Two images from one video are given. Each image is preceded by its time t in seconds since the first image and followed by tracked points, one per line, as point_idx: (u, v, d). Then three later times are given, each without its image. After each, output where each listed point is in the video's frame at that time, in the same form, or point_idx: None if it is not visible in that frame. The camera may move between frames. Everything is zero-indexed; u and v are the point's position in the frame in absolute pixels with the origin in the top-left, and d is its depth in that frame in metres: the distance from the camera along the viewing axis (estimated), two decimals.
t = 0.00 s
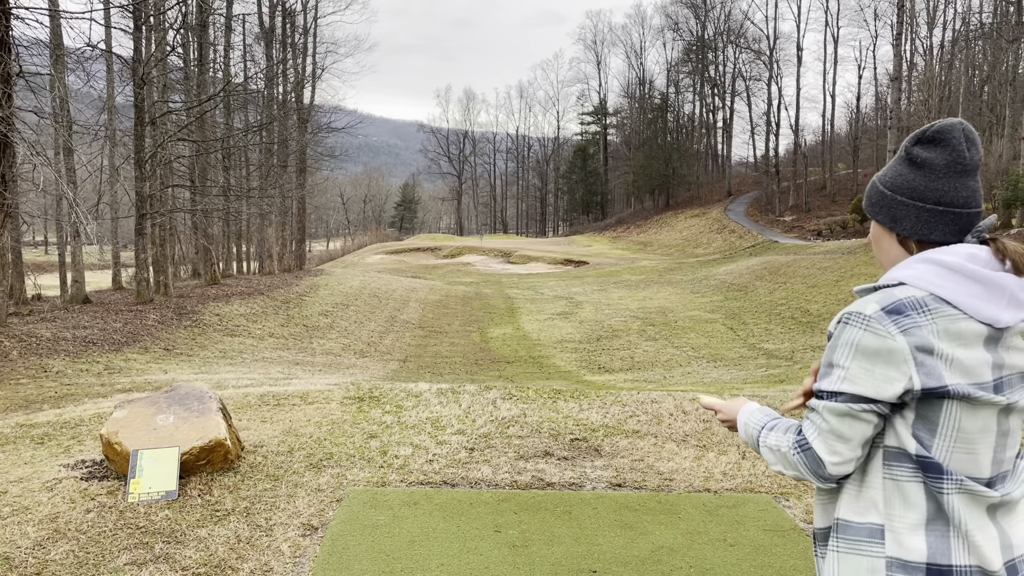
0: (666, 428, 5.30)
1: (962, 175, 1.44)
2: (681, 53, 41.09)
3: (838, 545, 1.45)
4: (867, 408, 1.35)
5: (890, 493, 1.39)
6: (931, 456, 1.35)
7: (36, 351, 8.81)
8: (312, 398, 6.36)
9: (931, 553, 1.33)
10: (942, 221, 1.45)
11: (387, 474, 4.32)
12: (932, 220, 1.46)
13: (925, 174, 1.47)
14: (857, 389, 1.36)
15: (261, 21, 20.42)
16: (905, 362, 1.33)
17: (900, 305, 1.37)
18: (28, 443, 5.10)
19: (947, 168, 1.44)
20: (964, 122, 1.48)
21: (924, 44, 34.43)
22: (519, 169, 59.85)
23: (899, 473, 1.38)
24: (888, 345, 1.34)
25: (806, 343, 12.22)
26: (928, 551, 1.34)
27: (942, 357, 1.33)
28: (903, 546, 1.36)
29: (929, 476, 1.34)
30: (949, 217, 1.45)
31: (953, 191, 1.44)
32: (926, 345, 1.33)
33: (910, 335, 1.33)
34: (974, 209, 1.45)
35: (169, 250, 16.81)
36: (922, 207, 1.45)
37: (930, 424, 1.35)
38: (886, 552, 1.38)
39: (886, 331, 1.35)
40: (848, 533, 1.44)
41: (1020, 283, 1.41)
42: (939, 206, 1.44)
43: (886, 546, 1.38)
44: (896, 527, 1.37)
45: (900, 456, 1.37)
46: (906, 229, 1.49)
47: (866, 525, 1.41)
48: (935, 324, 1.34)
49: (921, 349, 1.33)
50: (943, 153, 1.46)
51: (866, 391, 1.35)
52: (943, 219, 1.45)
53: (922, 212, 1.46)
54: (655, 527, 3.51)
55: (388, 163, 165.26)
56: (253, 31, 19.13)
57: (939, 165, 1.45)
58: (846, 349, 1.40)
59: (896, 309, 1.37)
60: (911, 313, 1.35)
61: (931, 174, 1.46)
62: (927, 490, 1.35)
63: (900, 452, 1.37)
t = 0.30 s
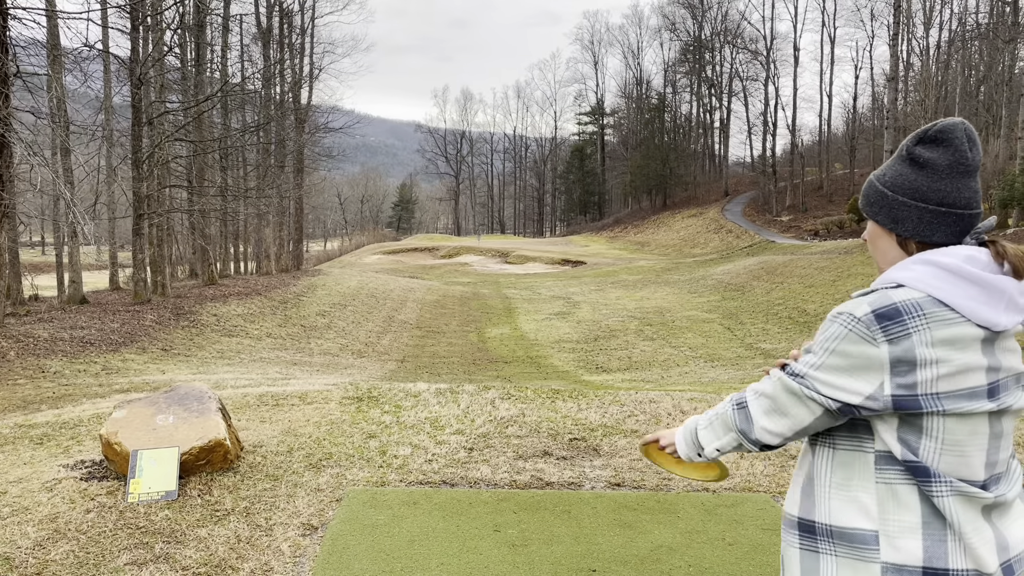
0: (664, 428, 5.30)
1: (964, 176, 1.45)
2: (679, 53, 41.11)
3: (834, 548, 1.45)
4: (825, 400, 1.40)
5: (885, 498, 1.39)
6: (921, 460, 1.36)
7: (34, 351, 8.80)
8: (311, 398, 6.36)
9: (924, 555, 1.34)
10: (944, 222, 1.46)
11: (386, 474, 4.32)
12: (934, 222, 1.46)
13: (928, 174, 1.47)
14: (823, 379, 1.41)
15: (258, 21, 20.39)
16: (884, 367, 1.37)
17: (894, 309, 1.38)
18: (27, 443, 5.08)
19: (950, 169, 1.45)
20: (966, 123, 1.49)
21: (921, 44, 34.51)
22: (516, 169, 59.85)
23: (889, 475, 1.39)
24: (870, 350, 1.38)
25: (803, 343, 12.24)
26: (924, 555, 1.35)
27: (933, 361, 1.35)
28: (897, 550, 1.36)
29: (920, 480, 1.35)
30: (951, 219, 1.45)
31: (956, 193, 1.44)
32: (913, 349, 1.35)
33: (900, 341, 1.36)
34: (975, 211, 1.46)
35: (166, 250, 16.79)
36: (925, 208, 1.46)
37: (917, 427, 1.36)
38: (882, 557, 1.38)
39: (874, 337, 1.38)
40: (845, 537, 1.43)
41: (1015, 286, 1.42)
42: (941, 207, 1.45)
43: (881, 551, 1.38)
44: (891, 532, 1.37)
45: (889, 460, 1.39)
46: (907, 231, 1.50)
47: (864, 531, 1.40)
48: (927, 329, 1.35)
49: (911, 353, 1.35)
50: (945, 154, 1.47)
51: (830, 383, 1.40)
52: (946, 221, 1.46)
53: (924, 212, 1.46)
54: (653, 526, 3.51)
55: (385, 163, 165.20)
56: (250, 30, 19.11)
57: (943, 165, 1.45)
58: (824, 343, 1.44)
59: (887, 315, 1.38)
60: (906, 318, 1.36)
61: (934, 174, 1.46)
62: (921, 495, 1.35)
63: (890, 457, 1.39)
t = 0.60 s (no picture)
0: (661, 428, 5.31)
1: (957, 178, 1.45)
2: (675, 53, 41.15)
3: (826, 543, 1.47)
4: (809, 391, 1.42)
5: (874, 497, 1.41)
6: (908, 460, 1.36)
7: (30, 351, 8.78)
8: (309, 398, 6.35)
9: (912, 552, 1.35)
10: (934, 223, 1.47)
11: (384, 474, 4.31)
12: (924, 222, 1.47)
13: (921, 174, 1.47)
14: (809, 369, 1.43)
15: (254, 20, 20.35)
16: (872, 363, 1.38)
17: (888, 307, 1.38)
18: (24, 444, 5.06)
19: (944, 170, 1.45)
20: (961, 124, 1.48)
21: (917, 45, 34.62)
22: (513, 169, 59.85)
23: (877, 474, 1.40)
24: (862, 347, 1.38)
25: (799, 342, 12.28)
26: (912, 554, 1.35)
27: (922, 360, 1.35)
28: (886, 549, 1.37)
29: (907, 479, 1.36)
30: (942, 220, 1.46)
31: (947, 194, 1.45)
32: (904, 348, 1.36)
33: (892, 338, 1.36)
34: (966, 213, 1.46)
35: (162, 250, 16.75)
36: (916, 209, 1.47)
37: (902, 426, 1.38)
38: (871, 554, 1.39)
39: (866, 334, 1.38)
40: (837, 533, 1.44)
41: (1007, 287, 1.42)
42: (932, 209, 1.46)
43: (870, 550, 1.40)
44: (879, 530, 1.38)
45: (876, 459, 1.40)
46: (897, 230, 1.51)
47: (855, 529, 1.42)
48: (921, 330, 1.35)
49: (902, 351, 1.36)
50: (939, 154, 1.46)
51: (814, 373, 1.42)
52: (936, 222, 1.46)
53: (915, 214, 1.47)
54: (651, 526, 3.52)
55: (382, 163, 165.05)
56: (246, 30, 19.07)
57: (936, 166, 1.46)
58: (817, 335, 1.44)
59: (881, 313, 1.38)
60: (900, 317, 1.36)
61: (926, 175, 1.46)
62: (910, 494, 1.36)
63: (878, 457, 1.40)
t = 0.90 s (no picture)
0: (658, 427, 5.31)
1: (941, 179, 1.45)
2: (672, 53, 41.20)
3: (810, 563, 1.47)
4: (823, 416, 1.37)
5: (861, 510, 1.41)
6: (898, 470, 1.37)
7: (25, 351, 8.74)
8: (306, 398, 6.32)
9: (901, 565, 1.37)
10: (917, 223, 1.47)
11: (382, 473, 4.30)
12: (906, 222, 1.48)
13: (905, 174, 1.48)
14: (816, 391, 1.38)
15: (251, 20, 20.30)
16: (875, 372, 1.35)
17: (878, 311, 1.37)
18: (20, 444, 5.04)
19: (927, 171, 1.45)
20: (949, 124, 1.48)
21: (913, 45, 34.70)
22: (510, 169, 59.83)
23: (865, 489, 1.40)
24: (861, 356, 1.36)
25: (795, 342, 12.30)
26: (900, 566, 1.37)
27: (916, 365, 1.34)
28: (874, 563, 1.38)
29: (896, 489, 1.37)
30: (924, 220, 1.47)
31: (931, 195, 1.45)
32: (899, 352, 1.34)
33: (885, 344, 1.34)
34: (949, 214, 1.47)
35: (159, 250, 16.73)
36: (898, 209, 1.47)
37: (894, 438, 1.37)
38: (859, 568, 1.40)
39: (862, 341, 1.36)
40: (821, 551, 1.45)
41: (989, 286, 1.43)
42: (914, 209, 1.46)
43: (858, 563, 1.40)
44: (867, 544, 1.39)
45: (864, 471, 1.40)
46: (879, 229, 1.52)
47: (841, 543, 1.42)
48: (914, 331, 1.35)
49: (897, 357, 1.34)
50: (924, 155, 1.47)
51: (826, 396, 1.37)
52: (917, 222, 1.47)
53: (899, 213, 1.47)
54: (648, 525, 3.52)
55: (378, 162, 164.84)
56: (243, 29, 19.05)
57: (920, 167, 1.46)
58: (817, 353, 1.41)
59: (872, 317, 1.37)
60: (889, 320, 1.36)
61: (910, 175, 1.46)
62: (898, 506, 1.37)
63: (871, 470, 1.39)
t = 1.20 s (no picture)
0: (655, 427, 5.32)
1: (921, 180, 1.46)
2: (669, 54, 41.25)
3: (798, 563, 1.48)
4: (833, 424, 1.36)
5: (847, 514, 1.43)
6: (883, 473, 1.37)
7: (22, 352, 8.72)
8: (303, 398, 6.31)
9: (885, 569, 1.37)
10: (895, 225, 1.48)
11: (379, 473, 4.30)
12: (886, 223, 1.49)
13: (884, 175, 1.49)
14: (819, 403, 1.37)
15: (248, 20, 20.26)
16: (862, 373, 1.35)
17: (856, 311, 1.39)
18: (17, 444, 5.02)
19: (907, 172, 1.46)
20: (929, 126, 1.49)
21: (909, 46, 34.82)
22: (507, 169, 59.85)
23: (852, 492, 1.41)
24: (845, 357, 1.37)
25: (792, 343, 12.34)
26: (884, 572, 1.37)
27: (898, 363, 1.35)
28: (858, 566, 1.39)
29: (880, 494, 1.37)
30: (904, 220, 1.48)
31: (910, 195, 1.46)
32: (881, 350, 1.35)
33: (866, 343, 1.35)
34: (928, 213, 1.48)
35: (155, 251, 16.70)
36: (879, 209, 1.48)
37: (880, 439, 1.38)
38: (845, 570, 1.41)
39: (844, 342, 1.37)
40: (810, 549, 1.47)
41: (969, 285, 1.44)
42: (894, 209, 1.47)
43: (842, 566, 1.41)
44: (852, 548, 1.40)
45: (853, 476, 1.41)
46: (860, 230, 1.53)
47: (826, 543, 1.45)
48: (892, 327, 1.36)
49: (878, 356, 1.35)
50: (903, 156, 1.48)
51: (830, 406, 1.36)
52: (898, 223, 1.48)
53: (879, 214, 1.48)
54: (645, 524, 3.53)
55: (374, 163, 164.80)
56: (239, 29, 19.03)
57: (900, 168, 1.47)
58: (808, 361, 1.42)
59: (852, 318, 1.39)
60: (868, 319, 1.37)
61: (890, 176, 1.47)
62: (881, 510, 1.37)
63: (856, 470, 1.41)
